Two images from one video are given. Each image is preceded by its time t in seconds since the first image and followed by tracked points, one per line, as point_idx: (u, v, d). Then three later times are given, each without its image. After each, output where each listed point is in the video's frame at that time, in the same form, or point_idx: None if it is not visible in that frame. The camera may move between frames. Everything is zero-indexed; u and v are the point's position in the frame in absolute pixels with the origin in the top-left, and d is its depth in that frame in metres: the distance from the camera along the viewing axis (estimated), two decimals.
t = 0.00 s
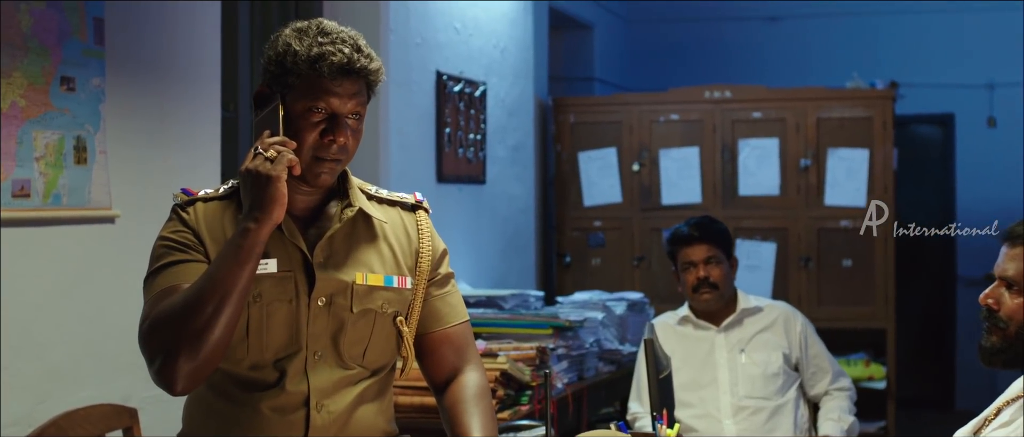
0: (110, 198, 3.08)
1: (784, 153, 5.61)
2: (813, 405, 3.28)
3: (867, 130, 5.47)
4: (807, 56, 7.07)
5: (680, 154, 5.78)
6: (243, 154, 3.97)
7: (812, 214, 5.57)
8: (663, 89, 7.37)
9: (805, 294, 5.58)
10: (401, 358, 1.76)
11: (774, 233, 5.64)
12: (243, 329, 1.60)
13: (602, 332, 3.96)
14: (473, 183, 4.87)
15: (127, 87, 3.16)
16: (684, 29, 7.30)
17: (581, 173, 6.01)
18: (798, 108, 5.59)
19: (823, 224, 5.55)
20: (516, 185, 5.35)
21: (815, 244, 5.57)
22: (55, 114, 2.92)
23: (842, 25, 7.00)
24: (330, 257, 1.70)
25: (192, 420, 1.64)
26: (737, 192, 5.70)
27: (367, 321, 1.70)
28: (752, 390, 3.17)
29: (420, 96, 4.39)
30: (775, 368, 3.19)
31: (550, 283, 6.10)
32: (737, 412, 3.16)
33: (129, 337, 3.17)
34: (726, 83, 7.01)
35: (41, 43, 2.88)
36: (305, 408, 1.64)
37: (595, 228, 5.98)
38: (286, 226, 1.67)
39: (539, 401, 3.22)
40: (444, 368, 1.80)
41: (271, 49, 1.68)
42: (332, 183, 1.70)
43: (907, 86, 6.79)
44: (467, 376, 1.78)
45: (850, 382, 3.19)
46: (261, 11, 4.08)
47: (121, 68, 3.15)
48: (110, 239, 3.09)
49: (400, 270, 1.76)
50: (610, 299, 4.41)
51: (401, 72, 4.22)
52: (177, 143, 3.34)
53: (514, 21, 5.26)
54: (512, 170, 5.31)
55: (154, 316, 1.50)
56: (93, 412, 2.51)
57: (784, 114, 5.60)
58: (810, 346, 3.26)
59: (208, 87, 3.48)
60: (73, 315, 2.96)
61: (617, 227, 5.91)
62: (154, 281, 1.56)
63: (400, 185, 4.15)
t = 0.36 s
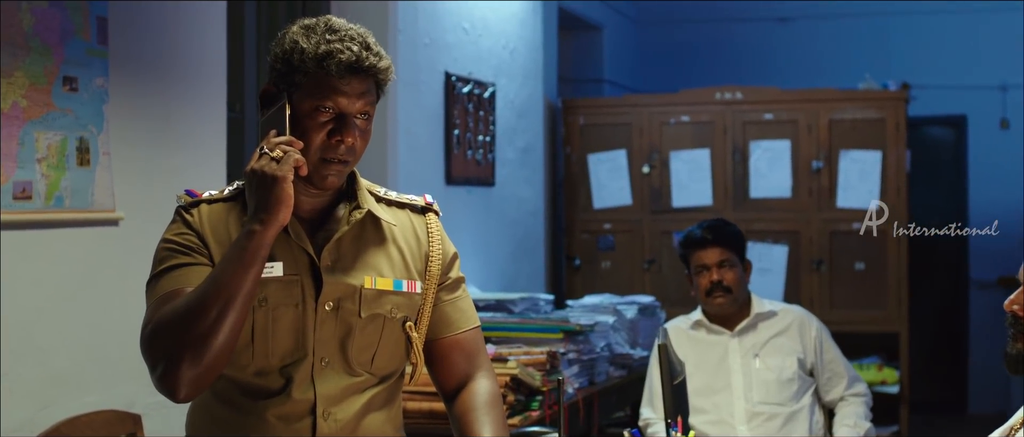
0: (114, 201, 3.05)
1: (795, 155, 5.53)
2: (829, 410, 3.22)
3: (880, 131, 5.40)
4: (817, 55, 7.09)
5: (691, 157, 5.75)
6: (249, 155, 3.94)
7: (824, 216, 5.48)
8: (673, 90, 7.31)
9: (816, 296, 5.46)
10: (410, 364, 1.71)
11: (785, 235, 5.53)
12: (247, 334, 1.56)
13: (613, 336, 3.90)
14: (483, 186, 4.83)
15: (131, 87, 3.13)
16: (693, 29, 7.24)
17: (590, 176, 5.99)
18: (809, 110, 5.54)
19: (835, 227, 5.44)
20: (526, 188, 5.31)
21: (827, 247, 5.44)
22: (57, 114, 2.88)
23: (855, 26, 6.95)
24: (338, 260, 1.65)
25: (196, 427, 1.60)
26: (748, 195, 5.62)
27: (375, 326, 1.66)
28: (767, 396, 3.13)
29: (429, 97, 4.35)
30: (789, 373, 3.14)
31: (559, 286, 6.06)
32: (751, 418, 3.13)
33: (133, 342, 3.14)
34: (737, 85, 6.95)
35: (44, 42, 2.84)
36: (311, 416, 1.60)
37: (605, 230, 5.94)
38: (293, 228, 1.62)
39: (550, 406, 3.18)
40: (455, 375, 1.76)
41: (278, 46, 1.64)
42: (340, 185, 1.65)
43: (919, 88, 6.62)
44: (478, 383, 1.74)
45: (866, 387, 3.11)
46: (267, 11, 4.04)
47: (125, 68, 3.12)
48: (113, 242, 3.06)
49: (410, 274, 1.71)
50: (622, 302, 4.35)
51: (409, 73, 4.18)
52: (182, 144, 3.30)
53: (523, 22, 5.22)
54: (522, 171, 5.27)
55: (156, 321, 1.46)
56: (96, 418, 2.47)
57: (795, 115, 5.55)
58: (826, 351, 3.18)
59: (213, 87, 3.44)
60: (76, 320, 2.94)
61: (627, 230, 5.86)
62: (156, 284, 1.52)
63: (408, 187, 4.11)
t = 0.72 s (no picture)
0: (116, 203, 3.01)
1: (806, 159, 5.46)
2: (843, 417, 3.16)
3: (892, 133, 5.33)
4: (830, 55, 6.91)
5: (701, 159, 5.68)
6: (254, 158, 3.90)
7: (836, 219, 5.40)
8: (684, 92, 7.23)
9: (827, 300, 5.41)
10: (419, 371, 1.67)
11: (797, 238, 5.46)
12: (252, 341, 1.51)
13: (623, 340, 3.85)
14: (492, 188, 4.79)
15: (134, 88, 3.09)
16: (702, 30, 7.18)
17: (599, 179, 5.91)
18: (820, 112, 5.46)
19: (847, 229, 5.38)
20: (535, 191, 5.26)
21: (838, 250, 5.36)
22: (59, 115, 2.84)
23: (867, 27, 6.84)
24: (344, 265, 1.61)
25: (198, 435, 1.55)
26: (759, 197, 5.57)
27: (383, 333, 1.61)
28: (781, 402, 3.07)
29: (436, 98, 4.30)
30: (804, 379, 3.08)
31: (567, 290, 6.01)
32: (765, 424, 3.07)
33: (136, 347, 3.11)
34: (747, 87, 6.88)
35: (45, 42, 2.80)
36: (317, 425, 1.55)
37: (614, 234, 5.88)
38: (298, 231, 1.58)
39: (560, 412, 3.14)
40: (464, 382, 1.71)
41: (283, 45, 1.60)
42: (346, 188, 1.60)
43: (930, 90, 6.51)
44: (488, 392, 1.69)
45: (881, 394, 3.05)
46: (273, 11, 4.00)
47: (129, 69, 3.08)
48: (115, 246, 3.02)
49: (419, 279, 1.67)
50: (631, 306, 4.30)
51: (416, 74, 4.14)
52: (186, 146, 3.26)
53: (531, 23, 5.17)
54: (531, 174, 5.23)
55: (158, 327, 1.41)
56: (98, 425, 2.43)
57: (806, 118, 5.48)
58: (839, 356, 3.13)
59: (216, 89, 3.40)
60: (77, 326, 2.90)
61: (637, 233, 5.81)
62: (158, 289, 1.47)
63: (416, 189, 4.07)
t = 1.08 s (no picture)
0: (120, 207, 2.97)
1: (818, 163, 5.39)
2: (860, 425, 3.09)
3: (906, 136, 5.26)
4: (840, 57, 6.83)
5: (712, 164, 5.62)
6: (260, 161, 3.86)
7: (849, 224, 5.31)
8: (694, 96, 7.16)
9: (840, 306, 5.34)
10: (428, 379, 1.62)
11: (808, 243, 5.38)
12: (256, 348, 1.47)
13: (635, 346, 3.80)
14: (501, 193, 4.74)
15: (138, 90, 3.05)
16: (713, 33, 7.11)
17: (609, 183, 5.87)
18: (833, 115, 5.38)
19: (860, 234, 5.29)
20: (544, 195, 5.21)
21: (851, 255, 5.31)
22: (62, 118, 2.81)
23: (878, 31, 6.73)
24: (351, 270, 1.56)
25: None
26: (771, 201, 5.50)
27: (391, 340, 1.57)
28: (795, 410, 3.02)
29: (446, 101, 4.26)
30: (819, 387, 3.03)
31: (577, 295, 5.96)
32: (780, 432, 3.02)
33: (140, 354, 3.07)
34: (758, 90, 6.81)
35: (48, 44, 2.77)
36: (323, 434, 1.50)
37: (624, 238, 5.82)
38: (304, 236, 1.53)
39: (570, 420, 3.09)
40: (475, 392, 1.67)
41: (288, 44, 1.56)
42: (353, 190, 1.56)
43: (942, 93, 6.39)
44: (500, 401, 1.64)
45: (898, 401, 2.98)
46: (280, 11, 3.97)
47: (133, 71, 3.04)
48: (118, 251, 2.99)
49: (428, 285, 1.62)
50: (643, 312, 4.24)
51: (425, 77, 4.10)
52: (191, 149, 3.23)
53: (540, 25, 5.12)
54: (540, 179, 5.18)
55: (159, 334, 1.37)
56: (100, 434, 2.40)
57: (818, 121, 5.42)
58: (856, 363, 3.07)
59: (222, 91, 3.37)
60: (79, 333, 2.87)
61: (647, 238, 5.75)
62: (160, 296, 1.43)
63: (424, 192, 4.02)
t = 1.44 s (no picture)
0: (123, 213, 2.93)
1: (830, 168, 5.32)
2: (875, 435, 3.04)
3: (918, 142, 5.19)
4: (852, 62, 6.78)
5: (723, 169, 5.54)
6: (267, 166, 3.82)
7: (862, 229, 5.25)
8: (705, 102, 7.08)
9: (853, 314, 5.27)
10: (437, 391, 1.57)
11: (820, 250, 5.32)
12: (259, 359, 1.42)
13: (646, 355, 3.75)
14: (510, 199, 4.70)
15: (142, 95, 3.02)
16: (721, 40, 6.99)
17: (619, 190, 5.80)
18: (845, 121, 5.30)
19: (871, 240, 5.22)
20: (554, 202, 5.17)
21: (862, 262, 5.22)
22: (64, 123, 2.77)
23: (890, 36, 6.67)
24: (358, 278, 1.52)
25: None
26: (782, 207, 5.44)
27: (399, 350, 1.52)
28: (811, 419, 2.97)
29: (454, 107, 4.22)
30: (835, 396, 2.97)
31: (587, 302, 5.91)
32: None
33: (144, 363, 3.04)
34: (769, 96, 6.74)
35: (50, 47, 2.73)
36: None
37: (634, 245, 5.77)
38: (308, 242, 1.49)
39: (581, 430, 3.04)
40: (485, 403, 1.61)
41: (291, 46, 1.52)
42: (360, 195, 1.52)
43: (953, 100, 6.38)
44: (511, 412, 1.59)
45: (915, 411, 2.94)
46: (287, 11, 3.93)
47: (137, 75, 3.01)
48: (121, 258, 2.95)
49: (437, 294, 1.57)
50: (653, 320, 4.19)
51: (434, 82, 4.06)
52: (196, 154, 3.20)
53: (549, 29, 5.08)
54: (550, 185, 5.14)
55: (160, 344, 1.32)
56: None
57: (830, 127, 5.34)
58: (872, 372, 3.02)
59: (226, 96, 3.33)
60: (81, 342, 2.83)
61: (657, 245, 5.70)
62: (160, 306, 1.39)
63: (433, 198, 3.98)
